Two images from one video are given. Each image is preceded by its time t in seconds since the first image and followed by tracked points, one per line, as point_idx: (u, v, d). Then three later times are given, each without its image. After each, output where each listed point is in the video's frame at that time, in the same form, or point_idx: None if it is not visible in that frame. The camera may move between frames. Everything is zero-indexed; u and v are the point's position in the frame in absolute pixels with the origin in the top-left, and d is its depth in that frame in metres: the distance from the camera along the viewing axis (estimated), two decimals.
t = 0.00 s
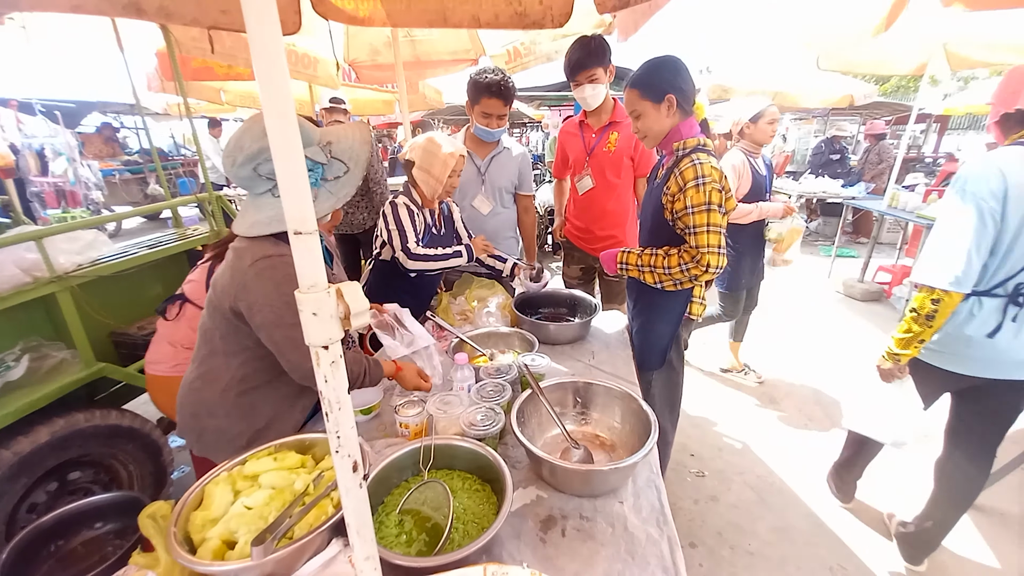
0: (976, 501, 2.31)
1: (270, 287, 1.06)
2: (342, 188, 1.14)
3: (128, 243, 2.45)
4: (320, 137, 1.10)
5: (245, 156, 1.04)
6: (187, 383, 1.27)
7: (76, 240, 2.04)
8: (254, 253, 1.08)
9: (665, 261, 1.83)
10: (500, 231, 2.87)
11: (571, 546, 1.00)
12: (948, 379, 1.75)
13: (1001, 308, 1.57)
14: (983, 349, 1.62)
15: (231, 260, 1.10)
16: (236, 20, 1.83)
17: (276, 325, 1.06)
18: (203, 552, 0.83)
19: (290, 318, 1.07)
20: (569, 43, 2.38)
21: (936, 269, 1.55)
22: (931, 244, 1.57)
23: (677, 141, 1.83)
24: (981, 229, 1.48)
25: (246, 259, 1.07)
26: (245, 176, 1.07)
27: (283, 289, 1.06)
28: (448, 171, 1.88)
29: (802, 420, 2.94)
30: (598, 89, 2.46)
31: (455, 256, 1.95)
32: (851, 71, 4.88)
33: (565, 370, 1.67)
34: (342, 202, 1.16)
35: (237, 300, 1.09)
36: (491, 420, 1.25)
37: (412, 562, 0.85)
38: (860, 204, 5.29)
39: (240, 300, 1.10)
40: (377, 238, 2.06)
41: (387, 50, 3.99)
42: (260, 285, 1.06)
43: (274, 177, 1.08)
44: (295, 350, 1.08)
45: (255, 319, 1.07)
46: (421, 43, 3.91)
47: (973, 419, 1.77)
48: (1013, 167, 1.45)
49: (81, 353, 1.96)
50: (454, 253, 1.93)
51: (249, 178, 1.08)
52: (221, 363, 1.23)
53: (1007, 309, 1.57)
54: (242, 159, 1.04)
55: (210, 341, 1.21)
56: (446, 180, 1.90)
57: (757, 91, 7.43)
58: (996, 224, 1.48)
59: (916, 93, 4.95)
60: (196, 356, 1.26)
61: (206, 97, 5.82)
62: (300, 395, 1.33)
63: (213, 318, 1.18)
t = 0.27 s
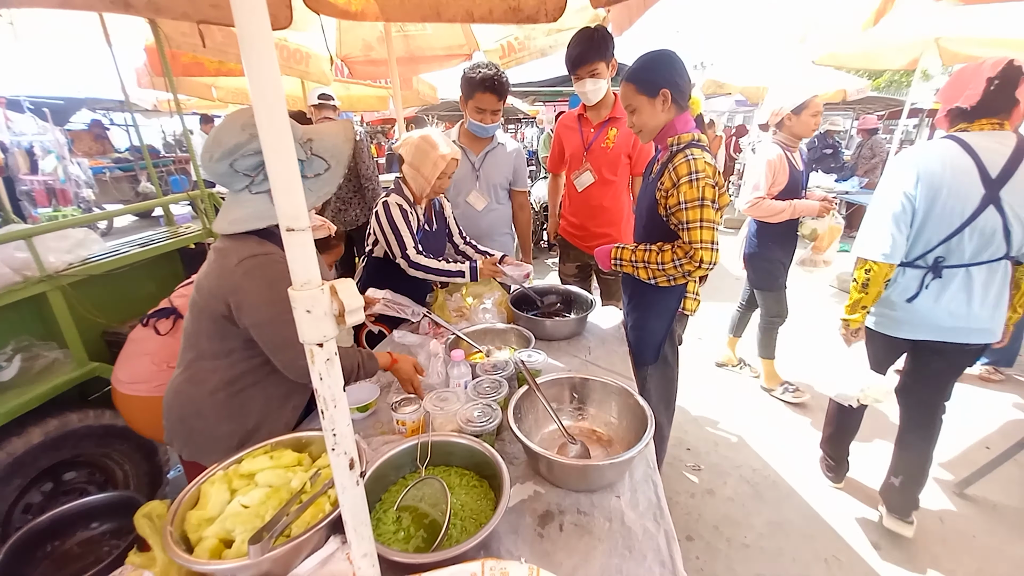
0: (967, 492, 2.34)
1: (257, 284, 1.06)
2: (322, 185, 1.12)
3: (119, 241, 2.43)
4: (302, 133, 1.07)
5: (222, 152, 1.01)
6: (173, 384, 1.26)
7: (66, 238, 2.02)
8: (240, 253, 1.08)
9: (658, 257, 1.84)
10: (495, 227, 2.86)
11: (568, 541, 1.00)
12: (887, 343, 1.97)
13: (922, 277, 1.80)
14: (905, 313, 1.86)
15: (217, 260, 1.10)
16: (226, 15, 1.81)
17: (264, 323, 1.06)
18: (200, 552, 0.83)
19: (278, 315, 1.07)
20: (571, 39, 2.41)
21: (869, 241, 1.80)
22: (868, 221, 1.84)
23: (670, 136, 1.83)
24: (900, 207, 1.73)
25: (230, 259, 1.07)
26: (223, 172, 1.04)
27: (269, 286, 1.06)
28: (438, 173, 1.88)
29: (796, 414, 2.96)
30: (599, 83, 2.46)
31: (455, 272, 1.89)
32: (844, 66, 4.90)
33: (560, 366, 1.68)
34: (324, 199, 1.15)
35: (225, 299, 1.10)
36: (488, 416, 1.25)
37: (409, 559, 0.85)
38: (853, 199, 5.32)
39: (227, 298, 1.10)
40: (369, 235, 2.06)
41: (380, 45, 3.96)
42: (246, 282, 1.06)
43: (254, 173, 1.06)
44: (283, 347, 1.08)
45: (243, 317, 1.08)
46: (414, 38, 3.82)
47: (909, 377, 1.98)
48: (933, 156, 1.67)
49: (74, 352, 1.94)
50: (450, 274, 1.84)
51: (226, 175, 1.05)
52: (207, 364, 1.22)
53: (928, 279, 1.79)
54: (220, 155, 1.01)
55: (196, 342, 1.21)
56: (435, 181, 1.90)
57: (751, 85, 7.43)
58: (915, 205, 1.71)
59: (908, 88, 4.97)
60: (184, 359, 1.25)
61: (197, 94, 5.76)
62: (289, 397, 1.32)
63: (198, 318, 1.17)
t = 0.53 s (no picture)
0: (960, 489, 2.36)
1: (221, 293, 1.06)
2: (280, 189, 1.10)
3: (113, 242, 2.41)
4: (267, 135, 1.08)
5: (173, 151, 1.01)
6: (139, 403, 1.23)
7: (59, 240, 2.00)
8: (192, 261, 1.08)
9: (649, 257, 1.84)
10: (490, 227, 2.86)
11: (565, 541, 1.01)
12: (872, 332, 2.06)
13: (896, 265, 1.93)
14: (882, 299, 1.97)
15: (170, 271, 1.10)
16: (221, 15, 1.80)
17: (236, 329, 1.07)
18: (196, 554, 0.82)
19: (249, 320, 1.07)
20: (575, 38, 2.38)
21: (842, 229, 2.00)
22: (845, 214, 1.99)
23: (663, 137, 1.84)
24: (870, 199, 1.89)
25: (183, 269, 1.07)
26: (173, 172, 1.04)
27: (234, 293, 1.07)
28: (426, 177, 1.89)
29: (791, 413, 2.98)
30: (602, 85, 2.47)
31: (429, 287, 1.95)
32: (838, 68, 4.93)
33: (557, 366, 1.68)
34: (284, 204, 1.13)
35: (182, 308, 1.09)
36: (484, 417, 1.25)
37: (407, 560, 0.85)
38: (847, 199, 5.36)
39: (184, 311, 1.10)
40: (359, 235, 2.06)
41: (376, 45, 3.95)
42: (203, 293, 1.05)
43: (209, 173, 1.04)
44: (260, 352, 1.09)
45: (212, 327, 1.08)
46: (409, 38, 3.84)
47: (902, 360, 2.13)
48: (900, 151, 1.83)
49: (67, 355, 1.93)
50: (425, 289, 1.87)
51: (178, 175, 1.04)
52: (174, 379, 1.19)
53: (902, 266, 1.92)
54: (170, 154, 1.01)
55: (161, 358, 1.19)
56: (423, 184, 1.91)
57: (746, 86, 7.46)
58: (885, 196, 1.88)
59: (901, 89, 5.01)
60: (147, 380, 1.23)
61: (191, 93, 5.72)
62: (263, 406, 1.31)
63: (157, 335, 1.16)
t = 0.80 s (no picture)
0: (950, 486, 2.39)
1: (168, 297, 1.02)
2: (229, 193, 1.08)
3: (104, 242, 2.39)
4: (224, 136, 1.08)
5: (119, 141, 1.00)
6: (106, 417, 1.19)
7: (50, 239, 1.98)
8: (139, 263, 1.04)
9: (638, 256, 1.84)
10: (481, 227, 2.85)
11: (559, 539, 1.01)
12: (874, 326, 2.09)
13: (901, 260, 1.96)
14: (886, 293, 2.01)
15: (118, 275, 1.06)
16: (214, 12, 1.78)
17: (181, 337, 1.04)
18: (188, 556, 0.82)
19: (195, 328, 1.05)
20: (573, 37, 2.39)
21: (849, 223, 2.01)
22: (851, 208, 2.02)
23: (653, 137, 1.85)
24: (878, 196, 1.92)
25: (129, 272, 1.03)
26: (119, 164, 1.02)
27: (182, 298, 1.03)
28: (403, 173, 1.88)
29: (784, 411, 3.00)
30: (599, 85, 2.47)
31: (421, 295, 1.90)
32: (831, 68, 4.95)
33: (552, 366, 1.68)
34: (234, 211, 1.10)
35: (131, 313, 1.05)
36: (479, 416, 1.25)
37: (400, 560, 0.85)
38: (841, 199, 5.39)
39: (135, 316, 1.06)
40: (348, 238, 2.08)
41: (370, 43, 3.93)
42: (151, 296, 1.02)
43: (156, 168, 1.03)
44: (207, 363, 1.07)
45: (156, 332, 1.04)
46: (404, 36, 3.83)
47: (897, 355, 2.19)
48: (909, 151, 1.84)
49: (58, 355, 1.91)
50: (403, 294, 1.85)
51: (123, 166, 1.03)
52: (139, 392, 1.16)
53: (906, 262, 1.95)
54: (117, 144, 1.00)
55: (119, 370, 1.14)
56: (402, 181, 1.90)
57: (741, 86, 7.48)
58: (892, 194, 1.90)
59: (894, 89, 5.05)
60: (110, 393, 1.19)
61: (183, 91, 5.67)
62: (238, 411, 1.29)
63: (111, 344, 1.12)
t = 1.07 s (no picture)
0: (948, 483, 2.40)
1: (117, 308, 0.98)
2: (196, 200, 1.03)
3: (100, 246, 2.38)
4: (196, 143, 1.05)
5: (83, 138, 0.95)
6: (91, 435, 1.18)
7: (46, 244, 1.97)
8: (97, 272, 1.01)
9: (636, 258, 1.85)
10: (470, 228, 2.86)
11: (559, 541, 1.01)
12: (887, 318, 2.18)
13: (915, 255, 2.03)
14: (900, 286, 2.08)
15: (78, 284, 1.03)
16: (209, 16, 1.78)
17: (127, 352, 0.99)
18: (187, 562, 0.82)
19: (144, 342, 1.00)
20: (568, 39, 2.38)
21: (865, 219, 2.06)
22: (868, 203, 2.06)
23: (648, 138, 1.85)
24: (895, 194, 1.97)
25: (85, 281, 1.00)
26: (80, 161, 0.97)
27: (131, 310, 0.98)
28: (389, 171, 1.88)
29: (782, 410, 3.01)
30: (596, 87, 2.48)
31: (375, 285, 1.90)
32: (826, 67, 4.97)
33: (551, 367, 1.68)
34: (200, 219, 1.05)
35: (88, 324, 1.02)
36: (477, 419, 1.25)
37: (400, 564, 0.85)
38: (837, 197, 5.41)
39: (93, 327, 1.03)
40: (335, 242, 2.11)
41: (366, 45, 3.94)
42: (104, 306, 0.98)
43: (119, 169, 0.98)
44: (155, 381, 1.01)
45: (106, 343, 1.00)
46: (400, 39, 3.84)
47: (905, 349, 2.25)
48: (926, 148, 1.89)
49: (56, 360, 1.90)
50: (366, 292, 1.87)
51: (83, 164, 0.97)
52: (119, 407, 1.14)
53: (921, 257, 2.02)
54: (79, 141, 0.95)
55: (95, 386, 1.12)
56: (388, 179, 1.90)
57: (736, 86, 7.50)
58: (909, 191, 1.95)
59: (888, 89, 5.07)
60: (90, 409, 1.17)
61: (179, 94, 5.66)
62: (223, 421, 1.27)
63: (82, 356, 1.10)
